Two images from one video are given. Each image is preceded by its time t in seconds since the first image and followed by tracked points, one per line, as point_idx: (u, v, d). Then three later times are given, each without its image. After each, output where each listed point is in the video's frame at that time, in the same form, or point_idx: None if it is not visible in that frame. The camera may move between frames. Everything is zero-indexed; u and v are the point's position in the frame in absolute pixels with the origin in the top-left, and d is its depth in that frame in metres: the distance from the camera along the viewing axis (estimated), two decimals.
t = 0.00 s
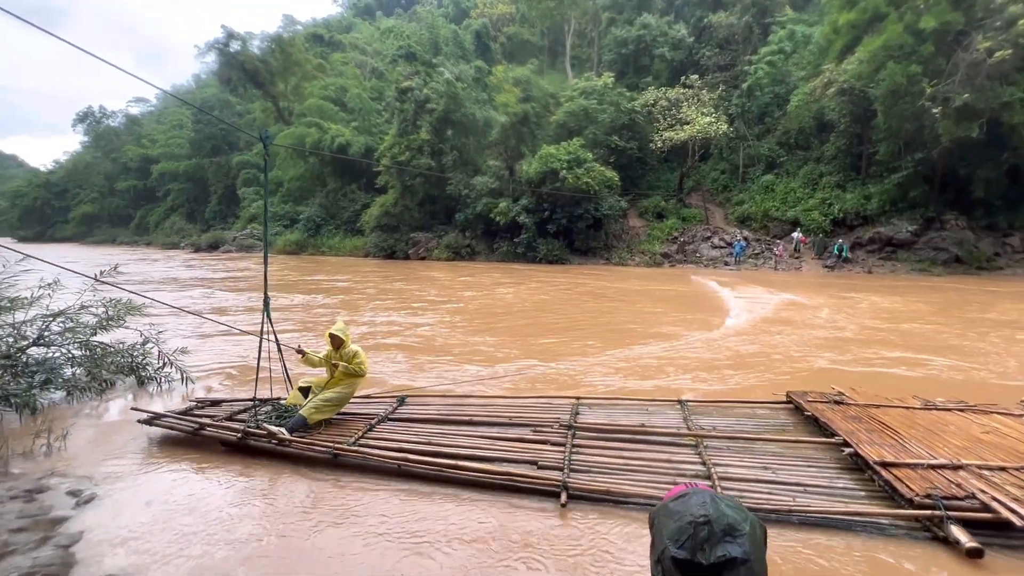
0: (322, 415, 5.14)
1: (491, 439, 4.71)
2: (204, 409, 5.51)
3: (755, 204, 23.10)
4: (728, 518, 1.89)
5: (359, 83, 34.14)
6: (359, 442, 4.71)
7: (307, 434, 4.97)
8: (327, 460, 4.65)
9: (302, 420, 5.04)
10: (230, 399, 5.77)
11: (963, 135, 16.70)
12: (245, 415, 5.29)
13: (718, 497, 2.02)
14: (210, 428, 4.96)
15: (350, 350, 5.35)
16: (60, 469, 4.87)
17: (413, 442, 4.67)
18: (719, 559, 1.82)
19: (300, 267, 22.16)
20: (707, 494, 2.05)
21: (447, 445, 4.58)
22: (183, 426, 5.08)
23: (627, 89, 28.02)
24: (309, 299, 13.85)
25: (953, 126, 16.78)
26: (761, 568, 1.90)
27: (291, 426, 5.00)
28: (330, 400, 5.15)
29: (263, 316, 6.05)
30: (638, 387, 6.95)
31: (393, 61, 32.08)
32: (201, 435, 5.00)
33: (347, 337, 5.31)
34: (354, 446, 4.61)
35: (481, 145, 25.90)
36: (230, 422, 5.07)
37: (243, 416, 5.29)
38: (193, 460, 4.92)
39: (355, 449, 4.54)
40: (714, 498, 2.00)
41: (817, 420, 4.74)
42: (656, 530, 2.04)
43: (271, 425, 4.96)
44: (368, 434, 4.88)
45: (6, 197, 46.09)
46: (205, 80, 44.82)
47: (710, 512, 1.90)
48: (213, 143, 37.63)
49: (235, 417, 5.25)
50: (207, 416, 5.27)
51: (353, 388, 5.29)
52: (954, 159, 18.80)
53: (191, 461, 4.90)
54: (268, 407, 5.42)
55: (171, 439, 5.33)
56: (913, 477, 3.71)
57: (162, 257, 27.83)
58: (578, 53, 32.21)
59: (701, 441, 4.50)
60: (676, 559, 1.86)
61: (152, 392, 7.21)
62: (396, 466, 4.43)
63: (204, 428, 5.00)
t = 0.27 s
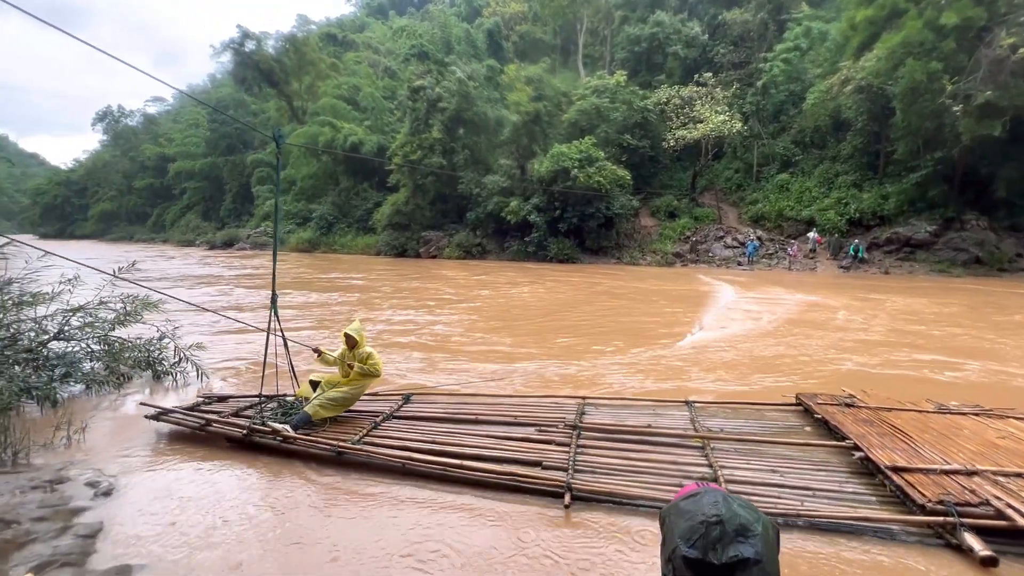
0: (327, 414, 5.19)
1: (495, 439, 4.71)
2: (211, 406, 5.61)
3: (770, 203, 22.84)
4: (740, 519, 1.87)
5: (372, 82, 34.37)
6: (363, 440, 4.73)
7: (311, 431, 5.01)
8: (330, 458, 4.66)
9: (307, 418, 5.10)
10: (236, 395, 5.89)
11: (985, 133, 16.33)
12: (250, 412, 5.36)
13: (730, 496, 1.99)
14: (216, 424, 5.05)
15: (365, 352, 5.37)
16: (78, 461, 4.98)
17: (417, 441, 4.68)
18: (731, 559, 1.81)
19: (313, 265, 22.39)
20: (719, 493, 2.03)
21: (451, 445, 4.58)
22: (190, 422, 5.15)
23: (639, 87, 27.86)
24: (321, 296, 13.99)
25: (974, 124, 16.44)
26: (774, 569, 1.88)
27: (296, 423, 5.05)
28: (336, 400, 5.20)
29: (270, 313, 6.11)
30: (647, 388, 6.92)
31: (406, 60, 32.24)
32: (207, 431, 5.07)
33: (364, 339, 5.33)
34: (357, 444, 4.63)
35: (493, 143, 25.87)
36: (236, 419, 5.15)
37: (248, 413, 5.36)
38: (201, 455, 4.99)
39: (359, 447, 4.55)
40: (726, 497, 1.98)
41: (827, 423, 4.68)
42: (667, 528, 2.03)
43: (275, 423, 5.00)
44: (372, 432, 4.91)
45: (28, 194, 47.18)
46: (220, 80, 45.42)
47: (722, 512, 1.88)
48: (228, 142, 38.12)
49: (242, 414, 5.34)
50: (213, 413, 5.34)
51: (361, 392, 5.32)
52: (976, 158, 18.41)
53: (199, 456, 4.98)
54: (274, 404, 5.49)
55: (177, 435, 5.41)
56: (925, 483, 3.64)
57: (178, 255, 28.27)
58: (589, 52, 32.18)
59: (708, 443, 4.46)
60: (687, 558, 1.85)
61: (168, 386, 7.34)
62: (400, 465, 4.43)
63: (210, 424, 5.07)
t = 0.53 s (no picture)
0: (330, 412, 5.22)
1: (498, 439, 4.71)
2: (215, 403, 5.67)
3: (783, 203, 22.57)
4: (753, 522, 1.86)
5: (383, 81, 34.53)
6: (366, 439, 4.74)
7: (315, 429, 5.04)
8: (333, 457, 4.69)
9: (311, 417, 5.12)
10: (240, 392, 5.96)
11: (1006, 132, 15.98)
12: (254, 409, 5.42)
13: (743, 499, 1.98)
14: (220, 422, 5.09)
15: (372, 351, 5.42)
16: (93, 454, 5.05)
17: (420, 440, 4.69)
18: (744, 562, 1.80)
19: (324, 263, 22.57)
20: (730, 495, 2.02)
21: (453, 445, 4.59)
22: (194, 419, 5.21)
23: (651, 85, 27.68)
24: (331, 294, 14.10)
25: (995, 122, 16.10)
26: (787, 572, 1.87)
27: (299, 421, 5.08)
28: (340, 399, 5.22)
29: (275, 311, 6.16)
30: (654, 388, 6.88)
31: (417, 59, 32.31)
32: (212, 427, 5.12)
33: (372, 338, 5.38)
34: (360, 443, 4.66)
35: (503, 142, 25.84)
36: (240, 416, 5.20)
37: (253, 410, 5.42)
38: (206, 452, 5.04)
39: (362, 446, 4.57)
40: (738, 500, 1.97)
41: (836, 426, 4.62)
42: (678, 530, 2.02)
43: (278, 420, 5.04)
44: (375, 430, 4.93)
45: (48, 191, 48.09)
46: (234, 79, 45.89)
47: (735, 515, 1.87)
48: (241, 141, 38.50)
49: (246, 411, 5.39)
50: (217, 410, 5.40)
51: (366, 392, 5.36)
52: (997, 157, 18.03)
53: (205, 452, 5.03)
54: (278, 402, 5.54)
55: (181, 432, 5.47)
56: (935, 489, 3.58)
57: (192, 252, 28.65)
58: (601, 50, 32.03)
59: (714, 445, 4.42)
60: (698, 561, 1.84)
61: (182, 381, 7.42)
62: (402, 465, 4.44)
63: (214, 421, 5.12)
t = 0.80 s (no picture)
0: (330, 407, 5.24)
1: (500, 438, 4.71)
2: (220, 398, 5.76)
3: (796, 201, 22.30)
4: (764, 524, 1.85)
5: (394, 78, 34.64)
6: (368, 436, 4.77)
7: (317, 425, 5.09)
8: (335, 453, 4.72)
9: (311, 412, 5.15)
10: (245, 388, 6.05)
11: None
12: (257, 405, 5.49)
13: (753, 500, 1.97)
14: (223, 417, 5.16)
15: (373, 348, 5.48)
16: (109, 447, 5.14)
17: (422, 438, 4.71)
18: (755, 564, 1.79)
19: (334, 260, 22.73)
20: (741, 496, 2.00)
21: (454, 443, 4.60)
22: (198, 415, 5.29)
23: (662, 82, 27.48)
24: (340, 291, 14.21)
25: (1015, 120, 15.77)
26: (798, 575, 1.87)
27: (301, 417, 5.12)
28: (339, 394, 5.25)
29: (281, 308, 6.21)
30: (660, 389, 6.84)
31: (427, 56, 32.36)
32: (215, 423, 5.20)
33: (373, 335, 5.44)
34: (362, 440, 4.69)
35: (514, 139, 25.79)
36: (243, 412, 5.27)
37: (256, 405, 5.49)
38: (210, 447, 5.11)
39: (364, 443, 4.60)
40: (750, 501, 1.95)
41: (843, 429, 4.56)
42: (687, 531, 2.01)
43: (281, 416, 5.10)
44: (377, 427, 4.96)
45: (65, 188, 48.98)
46: (246, 77, 46.30)
47: (746, 517, 1.85)
48: (253, 138, 38.85)
49: (250, 406, 5.46)
50: (220, 406, 5.48)
51: (364, 389, 5.42)
52: (1017, 155, 17.67)
53: (209, 448, 5.10)
54: (281, 398, 5.60)
55: (186, 427, 5.54)
56: (945, 494, 3.51)
57: (205, 248, 29.01)
58: (612, 47, 31.88)
59: (718, 446, 4.39)
60: (709, 563, 1.83)
61: (196, 376, 7.47)
62: (404, 462, 4.45)
63: (217, 416, 5.21)
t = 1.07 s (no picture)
0: (331, 404, 5.31)
1: (503, 437, 4.72)
2: (227, 395, 5.86)
3: (809, 199, 22.01)
4: (779, 528, 1.84)
5: (403, 78, 34.76)
6: (372, 435, 4.81)
7: (321, 422, 5.14)
8: (338, 451, 4.77)
9: (314, 409, 5.24)
10: (252, 385, 6.15)
11: None
12: (263, 402, 5.56)
13: (769, 503, 1.95)
14: (228, 414, 5.25)
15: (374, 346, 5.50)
16: (125, 442, 5.21)
17: (425, 437, 4.73)
18: (770, 568, 1.78)
19: (345, 258, 22.89)
20: (756, 499, 1.98)
21: (456, 442, 4.62)
22: (204, 411, 5.39)
23: (673, 80, 27.29)
24: (350, 289, 14.31)
25: None
26: None
27: (306, 414, 5.18)
28: (341, 392, 5.32)
29: (288, 307, 6.29)
30: (668, 389, 6.82)
31: (437, 55, 32.41)
32: (221, 419, 5.29)
33: (374, 333, 5.45)
34: (365, 438, 4.73)
35: (523, 138, 25.74)
36: (249, 409, 5.35)
37: (262, 403, 5.58)
38: (217, 443, 5.19)
39: (367, 441, 4.64)
40: (765, 504, 1.94)
41: (851, 431, 4.51)
42: (701, 535, 2.00)
43: (285, 413, 5.16)
44: (381, 426, 5.00)
45: (82, 187, 49.84)
46: (258, 77, 46.73)
47: (761, 520, 1.84)
48: (265, 138, 39.20)
49: (256, 404, 5.55)
50: (227, 402, 5.58)
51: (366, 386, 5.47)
52: None
53: (216, 443, 5.18)
54: (287, 395, 5.68)
55: (194, 423, 5.64)
56: (954, 498, 3.45)
57: (218, 246, 29.35)
58: (622, 44, 31.73)
59: (723, 447, 4.37)
60: (723, 566, 1.82)
61: (209, 373, 7.48)
62: (406, 460, 4.48)
63: (223, 413, 5.30)
